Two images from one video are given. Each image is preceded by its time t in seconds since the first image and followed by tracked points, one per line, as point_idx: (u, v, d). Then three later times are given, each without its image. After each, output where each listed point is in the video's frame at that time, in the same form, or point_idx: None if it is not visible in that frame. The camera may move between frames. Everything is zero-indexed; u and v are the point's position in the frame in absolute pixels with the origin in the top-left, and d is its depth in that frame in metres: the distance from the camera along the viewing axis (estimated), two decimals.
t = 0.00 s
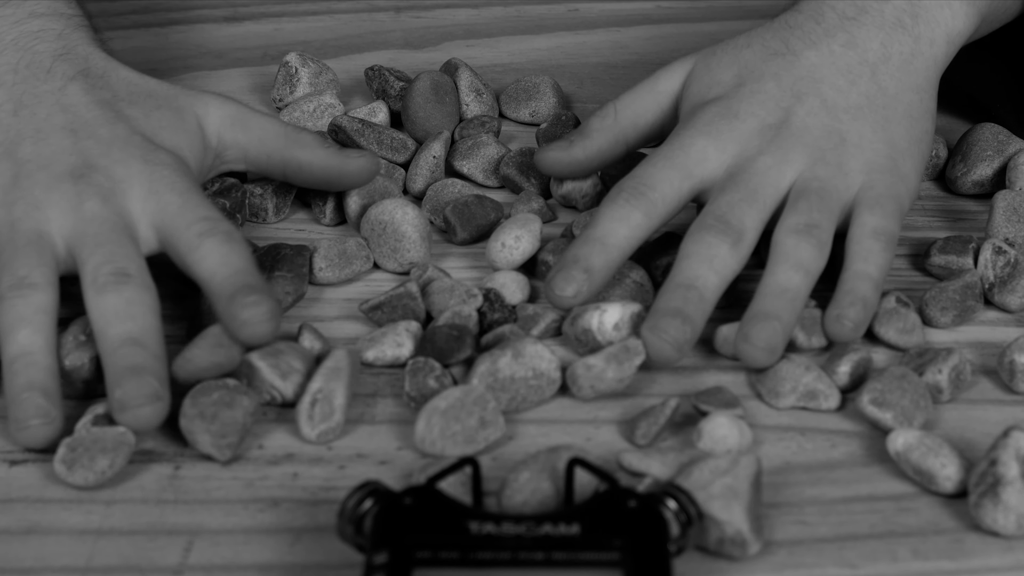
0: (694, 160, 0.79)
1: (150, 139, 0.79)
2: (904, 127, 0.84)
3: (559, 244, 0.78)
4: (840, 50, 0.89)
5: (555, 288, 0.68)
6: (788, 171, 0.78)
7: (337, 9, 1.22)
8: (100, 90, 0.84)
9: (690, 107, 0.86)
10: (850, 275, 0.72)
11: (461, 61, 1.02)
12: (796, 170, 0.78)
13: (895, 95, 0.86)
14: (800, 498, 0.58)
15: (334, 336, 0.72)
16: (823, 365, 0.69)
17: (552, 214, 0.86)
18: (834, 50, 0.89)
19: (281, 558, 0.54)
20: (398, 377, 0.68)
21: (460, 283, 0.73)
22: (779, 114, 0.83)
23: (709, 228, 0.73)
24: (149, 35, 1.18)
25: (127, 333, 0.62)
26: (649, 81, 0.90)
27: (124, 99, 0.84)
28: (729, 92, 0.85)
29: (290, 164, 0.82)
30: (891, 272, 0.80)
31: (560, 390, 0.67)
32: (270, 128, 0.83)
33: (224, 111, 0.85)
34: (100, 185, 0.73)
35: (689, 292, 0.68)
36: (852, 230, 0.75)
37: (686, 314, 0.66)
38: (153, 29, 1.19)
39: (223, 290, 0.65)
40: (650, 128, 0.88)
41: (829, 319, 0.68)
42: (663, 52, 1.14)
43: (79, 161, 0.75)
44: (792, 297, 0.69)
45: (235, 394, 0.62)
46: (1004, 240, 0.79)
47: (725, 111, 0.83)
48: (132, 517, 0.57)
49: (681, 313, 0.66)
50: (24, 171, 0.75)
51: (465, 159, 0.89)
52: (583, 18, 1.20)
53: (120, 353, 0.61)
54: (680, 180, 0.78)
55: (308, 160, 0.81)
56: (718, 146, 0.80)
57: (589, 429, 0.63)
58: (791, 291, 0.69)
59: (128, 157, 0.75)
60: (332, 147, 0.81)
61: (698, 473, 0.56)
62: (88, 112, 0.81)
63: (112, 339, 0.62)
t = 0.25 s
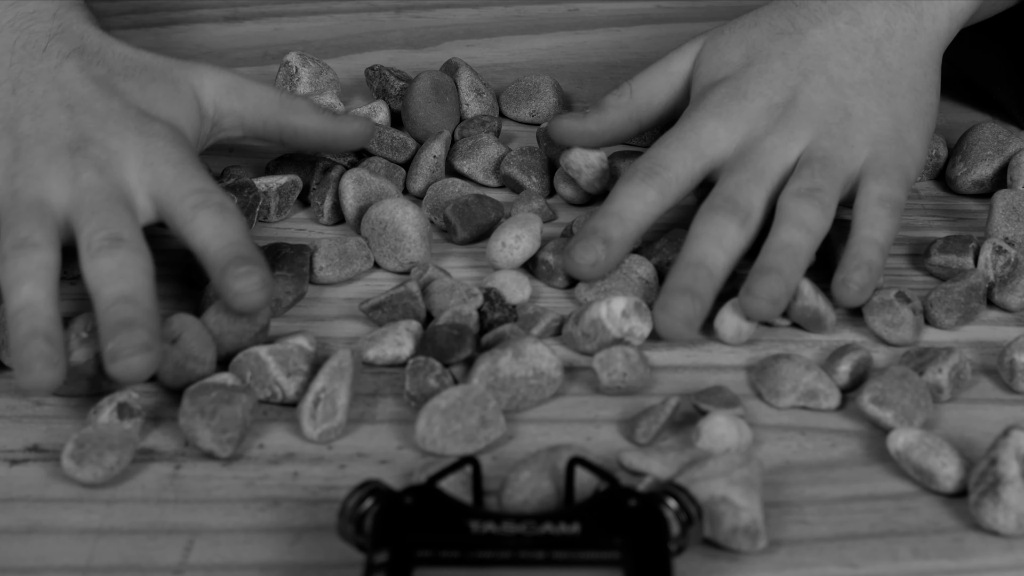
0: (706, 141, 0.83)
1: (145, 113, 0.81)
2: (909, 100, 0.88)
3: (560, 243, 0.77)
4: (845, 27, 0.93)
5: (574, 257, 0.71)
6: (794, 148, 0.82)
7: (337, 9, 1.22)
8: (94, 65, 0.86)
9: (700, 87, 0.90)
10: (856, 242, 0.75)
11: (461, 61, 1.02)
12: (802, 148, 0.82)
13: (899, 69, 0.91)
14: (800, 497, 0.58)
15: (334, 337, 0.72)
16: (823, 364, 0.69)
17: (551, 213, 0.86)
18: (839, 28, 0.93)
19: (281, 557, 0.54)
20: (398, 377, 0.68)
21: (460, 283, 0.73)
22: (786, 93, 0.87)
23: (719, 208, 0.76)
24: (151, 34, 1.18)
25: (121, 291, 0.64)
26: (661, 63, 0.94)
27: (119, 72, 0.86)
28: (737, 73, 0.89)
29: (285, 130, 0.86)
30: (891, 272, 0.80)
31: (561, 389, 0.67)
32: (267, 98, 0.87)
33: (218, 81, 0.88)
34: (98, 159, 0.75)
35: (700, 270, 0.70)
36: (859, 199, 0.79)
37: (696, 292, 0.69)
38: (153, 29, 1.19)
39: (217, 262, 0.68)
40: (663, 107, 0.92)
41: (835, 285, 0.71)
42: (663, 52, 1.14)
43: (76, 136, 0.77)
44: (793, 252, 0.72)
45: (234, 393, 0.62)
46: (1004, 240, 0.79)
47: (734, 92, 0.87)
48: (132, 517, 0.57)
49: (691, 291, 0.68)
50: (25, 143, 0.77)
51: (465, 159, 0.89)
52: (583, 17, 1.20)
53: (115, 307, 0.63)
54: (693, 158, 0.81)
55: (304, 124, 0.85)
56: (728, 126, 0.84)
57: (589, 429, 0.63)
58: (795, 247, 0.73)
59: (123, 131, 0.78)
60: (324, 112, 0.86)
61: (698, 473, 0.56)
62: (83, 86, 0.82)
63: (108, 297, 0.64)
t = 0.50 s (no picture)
0: (704, 106, 0.86)
1: (208, 80, 0.84)
2: (901, 73, 0.92)
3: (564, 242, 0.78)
4: (839, 7, 0.97)
5: (578, 217, 0.75)
6: (788, 113, 0.85)
7: (337, 9, 1.22)
8: (149, 30, 0.89)
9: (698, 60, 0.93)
10: (856, 206, 0.79)
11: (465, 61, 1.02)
12: (797, 113, 0.86)
13: (890, 46, 0.94)
14: (800, 497, 0.58)
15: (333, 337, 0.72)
16: (822, 364, 0.69)
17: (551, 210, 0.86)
18: (833, 7, 0.96)
19: (281, 557, 0.54)
20: (398, 377, 0.68)
21: (460, 282, 0.73)
22: (780, 64, 0.90)
23: (714, 159, 0.80)
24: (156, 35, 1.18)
25: (210, 241, 0.69)
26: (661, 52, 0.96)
27: (175, 36, 0.89)
28: (736, 44, 0.92)
29: (336, 84, 0.88)
30: (891, 272, 0.80)
31: (561, 389, 0.67)
32: (317, 56, 0.89)
33: (269, 40, 0.90)
34: (169, 124, 0.78)
35: (691, 212, 0.75)
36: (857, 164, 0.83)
37: (688, 230, 0.73)
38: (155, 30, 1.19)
39: (303, 244, 0.71)
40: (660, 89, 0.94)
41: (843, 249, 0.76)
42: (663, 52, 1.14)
43: (146, 101, 0.80)
44: (791, 226, 0.76)
45: (235, 393, 0.62)
46: (1004, 240, 0.79)
47: (732, 61, 0.90)
48: (132, 516, 0.57)
49: (683, 230, 0.73)
50: (95, 107, 0.80)
51: (466, 158, 0.89)
52: (583, 17, 1.20)
53: (206, 258, 0.68)
54: (691, 122, 0.85)
55: (355, 78, 0.88)
56: (725, 92, 0.87)
57: (589, 428, 0.63)
58: (790, 220, 0.76)
59: (190, 97, 0.81)
60: (378, 66, 0.88)
61: (698, 472, 0.56)
62: (142, 53, 0.86)
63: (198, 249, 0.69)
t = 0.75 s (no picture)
0: (693, 84, 0.88)
1: (268, 58, 0.88)
2: (890, 59, 0.94)
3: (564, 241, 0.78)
4: None
5: (568, 182, 0.77)
6: (775, 94, 0.88)
7: (337, 9, 1.22)
8: (208, 16, 0.93)
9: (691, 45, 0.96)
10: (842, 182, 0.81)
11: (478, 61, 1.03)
12: (784, 93, 0.88)
13: (879, 35, 0.96)
14: (800, 498, 0.58)
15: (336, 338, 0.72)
16: (822, 365, 0.69)
17: (549, 210, 0.86)
18: None
19: (281, 558, 0.54)
20: (397, 378, 0.68)
21: (459, 283, 0.73)
22: (770, 46, 0.93)
23: (699, 141, 0.82)
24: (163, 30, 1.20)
25: (295, 200, 0.73)
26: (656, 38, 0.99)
27: (234, 23, 0.93)
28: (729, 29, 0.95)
29: (387, 77, 0.92)
30: (892, 272, 0.80)
31: (560, 390, 0.67)
32: (365, 46, 0.93)
33: (320, 32, 0.94)
34: (239, 98, 0.82)
35: (673, 196, 0.77)
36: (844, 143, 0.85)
37: (670, 214, 0.75)
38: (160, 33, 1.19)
39: (368, 194, 0.75)
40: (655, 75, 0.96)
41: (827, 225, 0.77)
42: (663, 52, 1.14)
43: (214, 77, 0.84)
44: (765, 205, 0.78)
45: (232, 394, 0.62)
46: (1004, 240, 0.79)
47: (722, 43, 0.93)
48: (132, 517, 0.57)
49: (665, 214, 0.75)
50: (165, 83, 0.84)
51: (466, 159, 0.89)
52: (583, 18, 1.20)
53: (296, 215, 0.72)
54: (680, 98, 0.87)
55: (404, 70, 0.91)
56: (714, 70, 0.90)
57: (589, 429, 0.63)
58: (766, 198, 0.79)
59: (255, 73, 0.85)
60: (430, 64, 0.92)
61: (698, 473, 0.56)
62: (203, 36, 0.89)
63: (281, 208, 0.73)
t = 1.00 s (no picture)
0: (696, 70, 0.92)
1: (323, 45, 0.93)
2: (894, 48, 0.96)
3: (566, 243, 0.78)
4: None
5: (567, 159, 0.80)
6: (779, 81, 0.90)
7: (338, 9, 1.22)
8: (260, 8, 0.97)
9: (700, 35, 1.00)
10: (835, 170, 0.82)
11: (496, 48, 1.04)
12: (786, 80, 0.91)
13: (884, 24, 0.98)
14: (801, 498, 0.58)
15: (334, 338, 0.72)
16: (823, 365, 0.69)
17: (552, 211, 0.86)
18: None
19: (281, 558, 0.54)
20: (398, 379, 0.68)
21: (460, 283, 0.72)
22: (774, 35, 0.95)
23: (697, 125, 0.85)
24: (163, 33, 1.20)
25: (368, 198, 0.76)
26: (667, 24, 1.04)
27: (283, 13, 0.97)
28: (739, 20, 0.99)
29: (440, 54, 0.97)
30: (892, 272, 0.80)
31: (561, 390, 0.67)
32: (416, 28, 0.98)
33: (371, 16, 0.99)
34: (300, 87, 0.87)
35: (668, 174, 0.80)
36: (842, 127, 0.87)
37: (664, 193, 0.78)
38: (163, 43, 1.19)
39: (439, 166, 0.79)
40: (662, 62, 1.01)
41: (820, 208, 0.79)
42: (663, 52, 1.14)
43: (272, 67, 0.89)
44: (772, 193, 0.80)
45: (240, 396, 0.62)
46: (1004, 240, 0.79)
47: (728, 32, 0.96)
48: (132, 517, 0.57)
49: (658, 192, 0.78)
50: (225, 80, 0.88)
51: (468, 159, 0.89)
52: (583, 18, 1.20)
53: (370, 211, 0.75)
54: (684, 85, 0.91)
55: (457, 47, 0.96)
56: (717, 59, 0.93)
57: (590, 429, 0.63)
58: (772, 188, 0.80)
59: (313, 60, 0.90)
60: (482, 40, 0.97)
61: (699, 474, 0.56)
62: (255, 28, 0.93)
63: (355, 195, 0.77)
